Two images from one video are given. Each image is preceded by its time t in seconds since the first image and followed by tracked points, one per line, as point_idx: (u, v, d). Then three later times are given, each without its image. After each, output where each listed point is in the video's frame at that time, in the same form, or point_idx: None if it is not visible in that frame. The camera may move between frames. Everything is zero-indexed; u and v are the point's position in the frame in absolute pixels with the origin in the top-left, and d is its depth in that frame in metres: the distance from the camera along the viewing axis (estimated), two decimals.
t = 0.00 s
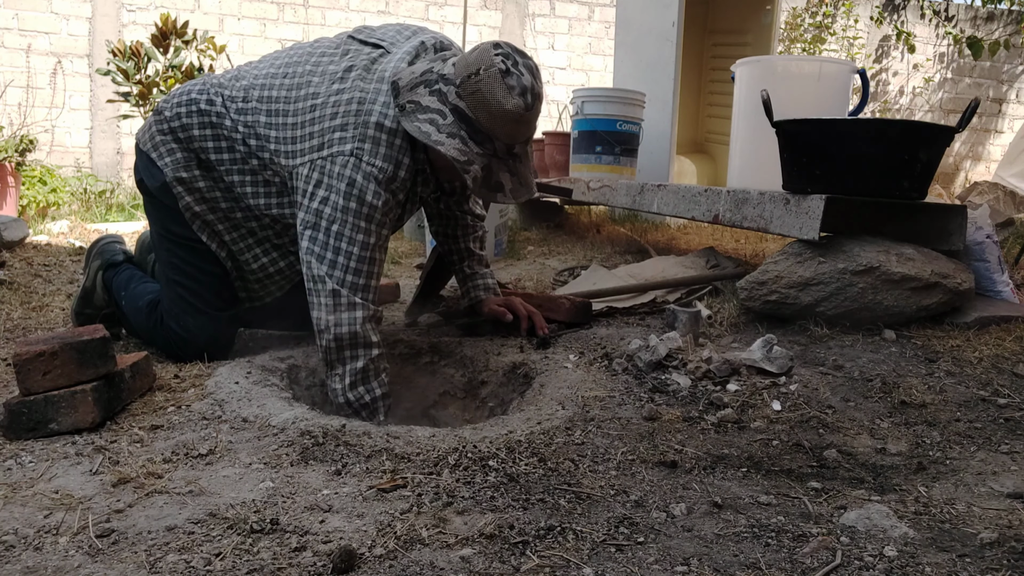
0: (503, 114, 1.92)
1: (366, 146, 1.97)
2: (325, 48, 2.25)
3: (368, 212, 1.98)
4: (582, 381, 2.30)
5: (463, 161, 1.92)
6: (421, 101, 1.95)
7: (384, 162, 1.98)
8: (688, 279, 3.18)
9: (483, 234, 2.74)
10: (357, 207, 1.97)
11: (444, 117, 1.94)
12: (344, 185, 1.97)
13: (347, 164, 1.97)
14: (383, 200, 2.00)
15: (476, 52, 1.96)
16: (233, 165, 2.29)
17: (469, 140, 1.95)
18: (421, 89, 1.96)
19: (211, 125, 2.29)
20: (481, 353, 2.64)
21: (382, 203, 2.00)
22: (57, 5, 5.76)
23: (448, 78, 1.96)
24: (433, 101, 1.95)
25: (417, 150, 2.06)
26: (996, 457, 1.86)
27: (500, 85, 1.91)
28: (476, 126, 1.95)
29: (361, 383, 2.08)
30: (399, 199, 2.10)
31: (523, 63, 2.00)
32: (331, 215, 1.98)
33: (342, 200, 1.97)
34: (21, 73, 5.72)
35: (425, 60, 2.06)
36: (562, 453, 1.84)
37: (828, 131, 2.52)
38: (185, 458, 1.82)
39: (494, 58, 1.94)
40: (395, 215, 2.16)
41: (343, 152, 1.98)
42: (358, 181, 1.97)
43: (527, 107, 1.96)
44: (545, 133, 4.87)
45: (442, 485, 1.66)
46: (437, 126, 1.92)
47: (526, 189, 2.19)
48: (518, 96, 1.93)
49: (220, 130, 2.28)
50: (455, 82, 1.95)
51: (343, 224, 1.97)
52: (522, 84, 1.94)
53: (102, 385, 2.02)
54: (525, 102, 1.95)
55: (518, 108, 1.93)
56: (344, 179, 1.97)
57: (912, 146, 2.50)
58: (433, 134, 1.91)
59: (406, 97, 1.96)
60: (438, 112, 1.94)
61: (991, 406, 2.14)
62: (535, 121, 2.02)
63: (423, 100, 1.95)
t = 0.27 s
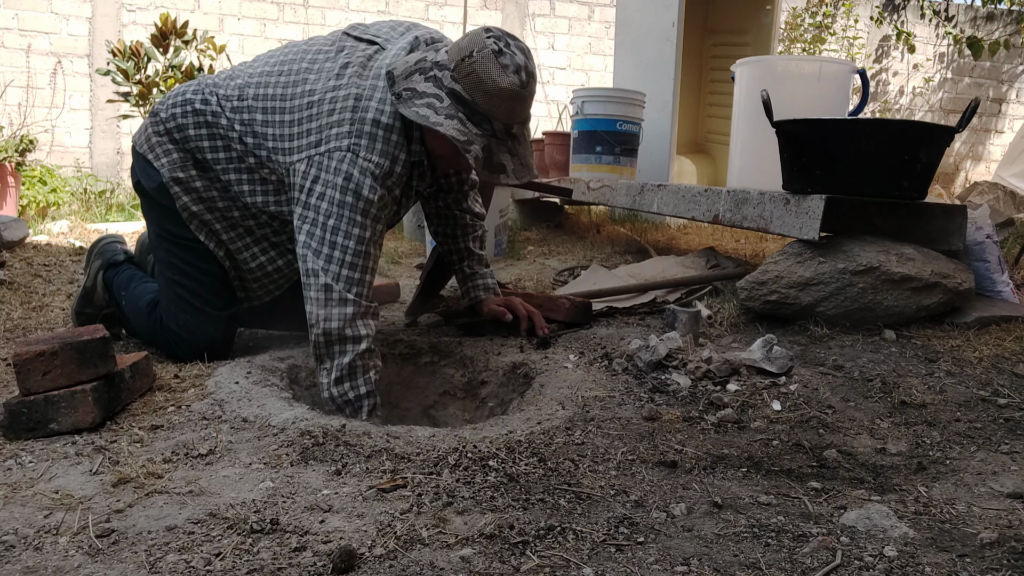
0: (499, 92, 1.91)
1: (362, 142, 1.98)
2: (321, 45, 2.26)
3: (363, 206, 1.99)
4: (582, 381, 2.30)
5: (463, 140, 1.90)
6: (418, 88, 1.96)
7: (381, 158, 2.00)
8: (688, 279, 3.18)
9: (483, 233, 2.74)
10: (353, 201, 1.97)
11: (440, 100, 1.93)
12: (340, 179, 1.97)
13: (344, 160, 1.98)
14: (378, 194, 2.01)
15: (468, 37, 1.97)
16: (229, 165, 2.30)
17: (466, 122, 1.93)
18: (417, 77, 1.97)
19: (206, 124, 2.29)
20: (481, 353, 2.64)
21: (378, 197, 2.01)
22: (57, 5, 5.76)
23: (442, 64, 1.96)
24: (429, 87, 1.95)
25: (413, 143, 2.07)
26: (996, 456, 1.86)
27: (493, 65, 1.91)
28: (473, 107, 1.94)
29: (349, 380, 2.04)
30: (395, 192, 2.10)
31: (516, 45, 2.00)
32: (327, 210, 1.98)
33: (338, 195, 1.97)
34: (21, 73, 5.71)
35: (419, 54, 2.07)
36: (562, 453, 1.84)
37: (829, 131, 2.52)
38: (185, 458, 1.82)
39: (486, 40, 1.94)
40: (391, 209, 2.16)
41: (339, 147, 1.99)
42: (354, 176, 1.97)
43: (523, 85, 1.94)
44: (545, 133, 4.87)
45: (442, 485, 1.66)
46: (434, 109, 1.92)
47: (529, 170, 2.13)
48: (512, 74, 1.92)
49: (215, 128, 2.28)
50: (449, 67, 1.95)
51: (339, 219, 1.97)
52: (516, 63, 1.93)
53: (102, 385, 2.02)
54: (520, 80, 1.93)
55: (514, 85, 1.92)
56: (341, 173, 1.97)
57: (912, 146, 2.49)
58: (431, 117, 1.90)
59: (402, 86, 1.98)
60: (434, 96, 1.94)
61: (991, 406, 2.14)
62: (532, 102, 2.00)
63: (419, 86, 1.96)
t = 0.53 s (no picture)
0: (514, 34, 1.95)
1: (362, 89, 1.98)
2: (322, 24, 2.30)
3: (357, 153, 1.95)
4: (582, 381, 2.30)
5: (493, 84, 1.92)
6: (432, 49, 1.95)
7: (380, 105, 1.98)
8: (688, 279, 3.18)
9: (484, 232, 2.74)
10: (345, 145, 1.94)
11: (460, 54, 1.94)
12: (335, 125, 1.95)
13: (342, 105, 1.97)
14: (374, 142, 1.97)
15: None
16: (233, 150, 2.31)
17: (489, 68, 1.95)
18: (428, 40, 1.97)
19: (208, 111, 2.29)
20: (481, 353, 2.64)
21: (372, 144, 1.97)
22: (57, 5, 5.76)
23: (449, 22, 1.99)
24: (444, 45, 1.95)
25: (418, 101, 2.08)
26: (996, 457, 1.86)
27: (502, 9, 1.95)
28: (492, 54, 1.96)
29: (321, 317, 1.99)
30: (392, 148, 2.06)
31: None
32: (318, 154, 1.95)
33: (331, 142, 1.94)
34: (21, 73, 5.71)
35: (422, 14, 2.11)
36: (562, 453, 1.84)
37: (829, 131, 2.52)
38: (185, 458, 1.82)
39: None
40: (389, 165, 2.13)
41: (339, 95, 1.99)
42: (351, 123, 1.95)
43: (532, 26, 1.99)
44: (545, 133, 4.87)
45: (442, 485, 1.66)
46: (457, 63, 1.92)
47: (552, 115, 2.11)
48: (522, 16, 1.97)
49: (216, 114, 2.29)
50: (459, 23, 1.98)
51: (326, 161, 1.94)
52: (522, 6, 1.99)
53: (102, 385, 2.02)
54: (530, 21, 1.99)
55: (527, 25, 1.97)
56: (337, 119, 1.96)
57: (912, 146, 2.50)
58: (457, 70, 1.91)
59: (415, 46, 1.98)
60: (452, 52, 1.94)
61: (991, 406, 2.14)
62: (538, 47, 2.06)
63: (434, 47, 1.95)
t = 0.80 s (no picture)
0: (520, 5, 1.94)
1: (368, 55, 1.99)
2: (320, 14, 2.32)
3: (379, 116, 1.95)
4: (582, 381, 2.30)
5: (503, 55, 1.91)
6: (438, 25, 1.94)
7: (388, 69, 1.99)
8: (688, 279, 3.18)
9: (484, 232, 2.75)
10: (366, 110, 1.95)
11: (467, 27, 1.92)
12: (352, 91, 1.96)
13: (353, 73, 1.97)
14: (391, 105, 1.98)
15: None
16: (236, 142, 2.30)
17: (497, 39, 1.94)
18: (433, 17, 1.95)
19: (212, 105, 2.29)
20: (481, 352, 2.64)
21: (391, 107, 1.98)
22: (57, 5, 5.76)
23: None
24: (449, 20, 1.93)
25: (424, 74, 2.09)
26: (996, 457, 1.86)
27: None
28: (499, 26, 1.94)
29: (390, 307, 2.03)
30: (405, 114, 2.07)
31: None
32: (344, 124, 1.96)
33: (352, 108, 1.95)
34: (21, 73, 5.71)
35: None
36: (562, 453, 1.84)
37: (829, 131, 2.52)
38: (185, 458, 1.82)
39: None
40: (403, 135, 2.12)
41: (347, 64, 1.99)
42: (366, 88, 1.95)
43: None
44: (545, 133, 4.87)
45: (442, 485, 1.66)
46: (467, 36, 1.90)
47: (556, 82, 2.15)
48: None
49: (219, 106, 2.28)
50: None
51: (354, 129, 1.95)
52: None
53: (102, 385, 2.01)
54: None
55: None
56: (352, 86, 1.96)
57: (912, 146, 2.49)
58: (469, 42, 1.89)
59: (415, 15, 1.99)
60: (459, 26, 1.92)
61: (991, 406, 2.14)
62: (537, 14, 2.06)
63: (440, 23, 1.94)
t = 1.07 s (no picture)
0: (524, 13, 1.94)
1: (375, 58, 2.00)
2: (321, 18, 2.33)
3: (390, 118, 1.98)
4: (582, 381, 2.30)
5: (506, 63, 1.92)
6: (443, 29, 1.94)
7: (395, 72, 2.00)
8: (688, 279, 3.18)
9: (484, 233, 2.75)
10: (377, 113, 1.97)
11: (471, 34, 1.93)
12: (363, 95, 1.97)
13: (360, 77, 1.98)
14: (401, 107, 2.00)
15: None
16: (236, 144, 2.29)
17: (500, 46, 1.94)
18: (436, 21, 1.96)
19: (213, 107, 2.30)
20: (481, 352, 2.64)
21: (402, 109, 2.00)
22: (57, 5, 5.76)
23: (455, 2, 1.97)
24: (453, 25, 1.94)
25: (428, 76, 2.09)
26: (996, 457, 1.86)
27: None
28: (502, 34, 1.95)
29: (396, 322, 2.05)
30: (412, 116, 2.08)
31: None
32: (357, 131, 1.99)
33: (360, 109, 1.98)
34: (21, 73, 5.71)
35: None
36: (562, 453, 1.84)
37: (829, 131, 2.52)
38: (185, 458, 1.82)
39: None
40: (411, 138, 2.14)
41: (354, 68, 2.00)
42: (375, 91, 1.97)
43: None
44: (545, 133, 4.87)
45: (442, 485, 1.66)
46: (470, 42, 1.91)
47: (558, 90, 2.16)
48: None
49: (221, 107, 2.29)
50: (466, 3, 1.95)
51: (367, 134, 1.98)
52: None
53: (102, 385, 2.01)
54: None
55: (535, 3, 1.96)
56: (361, 90, 1.97)
57: (912, 147, 2.50)
58: (471, 48, 1.90)
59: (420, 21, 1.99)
60: (462, 32, 1.93)
61: (991, 406, 2.14)
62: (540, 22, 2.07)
63: (443, 28, 1.94)
